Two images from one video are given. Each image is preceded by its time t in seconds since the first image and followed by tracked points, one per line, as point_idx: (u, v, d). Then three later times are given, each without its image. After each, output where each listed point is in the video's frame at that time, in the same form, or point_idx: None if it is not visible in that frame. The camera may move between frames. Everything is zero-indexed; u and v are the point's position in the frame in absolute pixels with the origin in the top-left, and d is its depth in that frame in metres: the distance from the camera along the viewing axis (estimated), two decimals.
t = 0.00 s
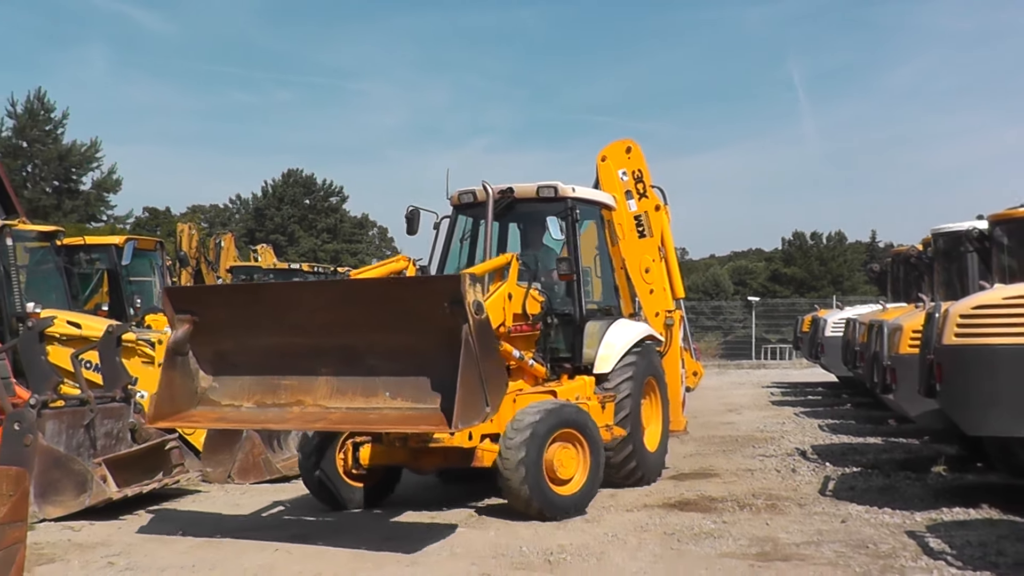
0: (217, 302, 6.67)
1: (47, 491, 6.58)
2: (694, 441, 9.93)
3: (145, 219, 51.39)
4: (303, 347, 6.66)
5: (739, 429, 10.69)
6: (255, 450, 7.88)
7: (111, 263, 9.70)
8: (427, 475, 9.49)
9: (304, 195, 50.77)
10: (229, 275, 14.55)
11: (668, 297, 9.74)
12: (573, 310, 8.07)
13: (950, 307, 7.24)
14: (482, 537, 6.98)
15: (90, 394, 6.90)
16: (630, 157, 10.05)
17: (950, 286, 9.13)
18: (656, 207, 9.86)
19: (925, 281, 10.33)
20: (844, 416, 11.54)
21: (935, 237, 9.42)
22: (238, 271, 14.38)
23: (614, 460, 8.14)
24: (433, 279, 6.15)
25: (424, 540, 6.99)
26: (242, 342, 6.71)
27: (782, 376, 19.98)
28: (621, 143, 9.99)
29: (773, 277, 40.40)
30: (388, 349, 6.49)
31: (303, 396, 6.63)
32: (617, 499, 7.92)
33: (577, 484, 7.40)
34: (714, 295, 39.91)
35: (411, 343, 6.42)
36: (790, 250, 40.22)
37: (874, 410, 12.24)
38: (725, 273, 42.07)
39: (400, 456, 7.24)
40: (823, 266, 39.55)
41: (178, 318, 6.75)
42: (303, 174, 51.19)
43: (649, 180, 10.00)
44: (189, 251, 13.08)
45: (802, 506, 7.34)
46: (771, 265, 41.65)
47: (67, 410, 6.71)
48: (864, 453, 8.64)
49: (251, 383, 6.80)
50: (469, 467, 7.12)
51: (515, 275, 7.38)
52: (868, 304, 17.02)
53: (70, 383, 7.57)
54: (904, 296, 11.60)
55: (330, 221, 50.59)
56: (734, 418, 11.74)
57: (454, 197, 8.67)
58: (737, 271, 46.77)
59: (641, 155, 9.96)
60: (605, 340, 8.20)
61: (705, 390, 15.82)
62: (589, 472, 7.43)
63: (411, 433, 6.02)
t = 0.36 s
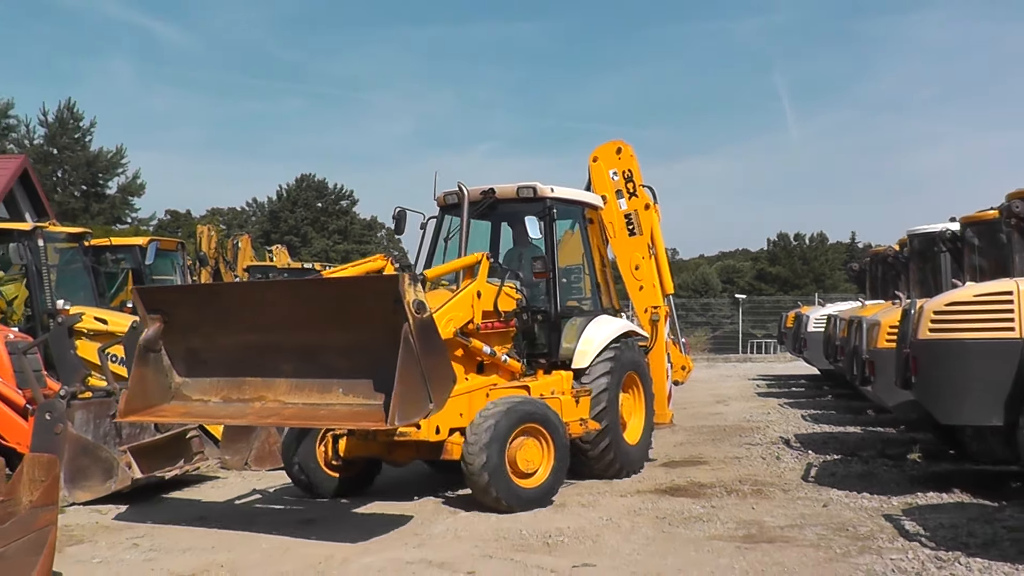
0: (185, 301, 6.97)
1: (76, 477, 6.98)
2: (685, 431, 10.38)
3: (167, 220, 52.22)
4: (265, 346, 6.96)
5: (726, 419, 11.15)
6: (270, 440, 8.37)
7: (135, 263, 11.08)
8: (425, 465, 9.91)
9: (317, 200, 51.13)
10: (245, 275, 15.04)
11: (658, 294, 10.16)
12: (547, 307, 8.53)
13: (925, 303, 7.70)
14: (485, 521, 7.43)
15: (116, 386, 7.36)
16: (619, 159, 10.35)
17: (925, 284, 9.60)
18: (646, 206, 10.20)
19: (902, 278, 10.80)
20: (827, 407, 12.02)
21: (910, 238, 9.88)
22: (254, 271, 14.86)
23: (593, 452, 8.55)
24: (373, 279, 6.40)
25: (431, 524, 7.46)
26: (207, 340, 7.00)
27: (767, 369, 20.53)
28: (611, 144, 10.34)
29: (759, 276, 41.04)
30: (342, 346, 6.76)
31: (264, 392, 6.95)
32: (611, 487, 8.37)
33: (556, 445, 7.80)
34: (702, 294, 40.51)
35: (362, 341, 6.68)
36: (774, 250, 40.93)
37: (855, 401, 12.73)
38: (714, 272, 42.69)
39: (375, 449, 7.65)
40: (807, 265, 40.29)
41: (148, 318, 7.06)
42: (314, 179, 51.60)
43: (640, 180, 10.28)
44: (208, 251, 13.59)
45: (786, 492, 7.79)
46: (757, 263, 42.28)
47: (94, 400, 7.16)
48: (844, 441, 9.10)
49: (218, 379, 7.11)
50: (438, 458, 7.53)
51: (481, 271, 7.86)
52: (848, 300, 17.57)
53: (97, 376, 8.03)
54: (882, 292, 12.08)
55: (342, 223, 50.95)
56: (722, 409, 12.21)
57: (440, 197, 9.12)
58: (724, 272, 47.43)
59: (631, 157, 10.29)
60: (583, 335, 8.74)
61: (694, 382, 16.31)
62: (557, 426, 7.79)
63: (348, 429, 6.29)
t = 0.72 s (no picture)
0: (168, 295, 7.39)
1: (101, 463, 7.54)
2: (675, 422, 10.85)
3: (188, 220, 52.80)
4: (241, 341, 7.33)
5: (714, 410, 11.63)
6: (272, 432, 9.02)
7: (157, 261, 12.01)
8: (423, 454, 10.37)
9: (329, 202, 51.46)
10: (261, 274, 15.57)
11: (648, 292, 10.65)
12: (530, 304, 9.02)
13: (901, 302, 8.17)
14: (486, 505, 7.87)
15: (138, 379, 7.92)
16: (612, 161, 10.71)
17: (901, 283, 10.09)
18: (637, 208, 10.63)
19: (880, 277, 11.29)
20: (809, 398, 12.51)
21: (888, 239, 10.36)
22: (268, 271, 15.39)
23: (576, 447, 8.97)
24: (332, 275, 6.71)
25: (435, 509, 7.90)
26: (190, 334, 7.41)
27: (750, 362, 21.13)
28: (604, 148, 10.70)
29: (745, 274, 41.70)
30: (309, 341, 7.08)
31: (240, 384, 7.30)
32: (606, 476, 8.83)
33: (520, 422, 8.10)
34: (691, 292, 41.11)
35: (326, 335, 6.99)
36: (759, 250, 41.76)
37: (837, 393, 13.22)
38: (702, 270, 43.33)
39: (358, 440, 8.05)
40: (790, 264, 41.03)
41: (138, 314, 7.54)
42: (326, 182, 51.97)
43: (633, 182, 10.67)
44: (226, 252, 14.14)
45: (771, 478, 8.25)
46: (744, 262, 42.93)
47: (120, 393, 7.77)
48: (825, 430, 9.58)
49: (201, 372, 7.49)
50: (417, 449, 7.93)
51: (460, 271, 8.33)
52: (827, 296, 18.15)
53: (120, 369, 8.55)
54: (861, 290, 12.58)
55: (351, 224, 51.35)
56: (710, 400, 12.69)
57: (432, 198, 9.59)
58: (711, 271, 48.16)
59: (623, 161, 10.67)
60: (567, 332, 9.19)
61: (684, 375, 16.84)
62: (514, 405, 8.04)
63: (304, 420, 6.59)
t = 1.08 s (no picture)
0: (163, 295, 7.78)
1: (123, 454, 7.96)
2: (667, 416, 11.28)
3: (204, 225, 53.33)
4: (233, 338, 7.73)
5: (704, 404, 12.06)
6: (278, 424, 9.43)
7: (174, 262, 12.61)
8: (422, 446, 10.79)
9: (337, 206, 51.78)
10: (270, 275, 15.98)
11: (640, 293, 11.07)
12: (519, 304, 9.43)
13: (881, 301, 8.56)
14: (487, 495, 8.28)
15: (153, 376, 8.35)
16: (605, 166, 11.11)
17: (882, 282, 10.52)
18: (629, 211, 11.05)
19: (862, 278, 11.73)
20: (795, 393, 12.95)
21: (869, 242, 10.81)
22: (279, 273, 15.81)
23: (565, 442, 9.36)
24: (315, 275, 7.09)
25: (438, 498, 8.31)
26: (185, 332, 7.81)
27: (736, 360, 21.58)
28: (597, 153, 11.10)
29: (733, 275, 42.16)
30: (296, 338, 7.47)
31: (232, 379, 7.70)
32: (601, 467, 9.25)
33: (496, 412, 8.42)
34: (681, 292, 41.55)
35: (311, 333, 7.37)
36: (746, 252, 42.24)
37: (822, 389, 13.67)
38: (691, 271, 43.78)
39: (351, 433, 8.51)
40: (776, 266, 41.48)
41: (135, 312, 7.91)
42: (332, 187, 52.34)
43: (625, 186, 11.06)
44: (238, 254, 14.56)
45: (758, 469, 8.66)
46: (731, 264, 43.37)
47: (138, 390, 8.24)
48: (810, 423, 10.01)
49: (196, 368, 7.89)
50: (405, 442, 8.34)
51: (449, 271, 8.69)
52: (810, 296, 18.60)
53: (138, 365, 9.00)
54: (844, 290, 13.02)
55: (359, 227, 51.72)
56: (700, 395, 13.12)
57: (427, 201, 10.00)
58: (700, 273, 48.61)
59: (615, 166, 11.07)
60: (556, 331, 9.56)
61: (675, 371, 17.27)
62: (485, 401, 8.32)
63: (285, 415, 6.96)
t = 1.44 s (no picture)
0: (166, 294, 8.01)
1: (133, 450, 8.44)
2: (663, 413, 11.53)
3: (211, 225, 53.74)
4: (233, 336, 7.96)
5: (699, 401, 12.32)
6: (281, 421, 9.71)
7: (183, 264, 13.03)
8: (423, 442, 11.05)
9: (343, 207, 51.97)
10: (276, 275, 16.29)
11: (634, 293, 11.34)
12: (516, 303, 9.67)
13: (870, 301, 8.80)
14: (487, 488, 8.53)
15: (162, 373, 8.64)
16: (601, 169, 11.34)
17: (871, 282, 10.78)
18: (624, 213, 11.28)
19: (852, 278, 11.98)
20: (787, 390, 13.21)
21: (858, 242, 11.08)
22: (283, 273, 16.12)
23: (561, 438, 9.61)
24: (311, 274, 7.30)
25: (440, 492, 8.55)
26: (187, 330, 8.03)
27: (727, 359, 21.85)
28: (593, 157, 11.32)
29: (727, 275, 42.42)
30: (294, 336, 7.68)
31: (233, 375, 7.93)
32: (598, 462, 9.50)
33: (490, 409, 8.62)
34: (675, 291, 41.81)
35: (308, 331, 7.59)
36: (740, 252, 42.49)
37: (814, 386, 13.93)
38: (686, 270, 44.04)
39: (351, 429, 8.75)
40: (769, 266, 41.73)
41: (139, 311, 8.14)
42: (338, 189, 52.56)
43: (621, 188, 11.30)
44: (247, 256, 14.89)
45: (751, 464, 8.92)
46: (725, 265, 43.62)
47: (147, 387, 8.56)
48: (801, 419, 10.27)
49: (198, 365, 8.11)
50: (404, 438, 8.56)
51: (445, 272, 8.94)
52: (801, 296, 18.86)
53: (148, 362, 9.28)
54: (835, 289, 13.28)
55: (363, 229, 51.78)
56: (695, 392, 13.38)
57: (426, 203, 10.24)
58: (694, 272, 48.85)
59: (611, 168, 11.28)
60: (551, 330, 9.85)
61: (670, 369, 17.54)
62: (477, 401, 8.51)
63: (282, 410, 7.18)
